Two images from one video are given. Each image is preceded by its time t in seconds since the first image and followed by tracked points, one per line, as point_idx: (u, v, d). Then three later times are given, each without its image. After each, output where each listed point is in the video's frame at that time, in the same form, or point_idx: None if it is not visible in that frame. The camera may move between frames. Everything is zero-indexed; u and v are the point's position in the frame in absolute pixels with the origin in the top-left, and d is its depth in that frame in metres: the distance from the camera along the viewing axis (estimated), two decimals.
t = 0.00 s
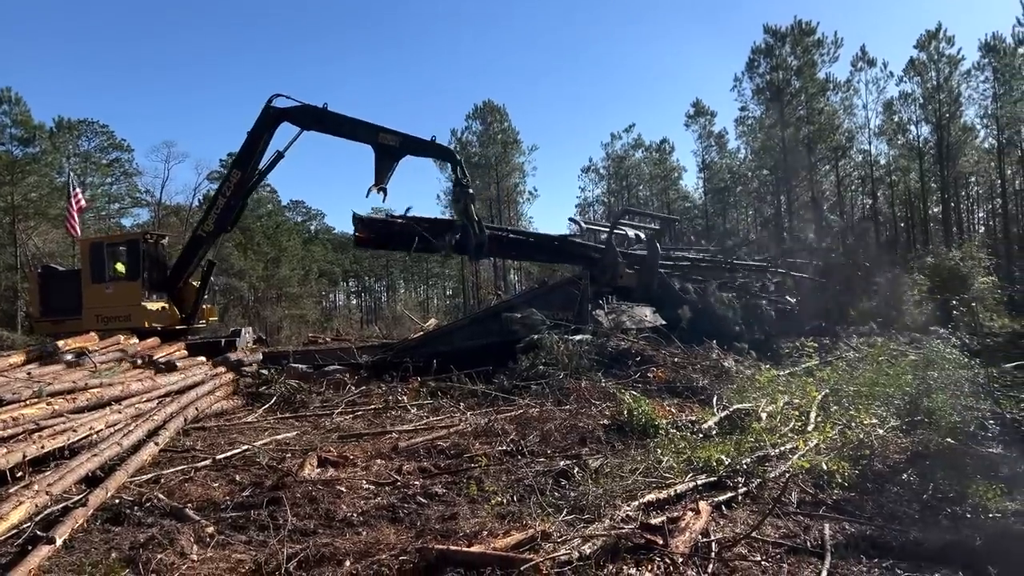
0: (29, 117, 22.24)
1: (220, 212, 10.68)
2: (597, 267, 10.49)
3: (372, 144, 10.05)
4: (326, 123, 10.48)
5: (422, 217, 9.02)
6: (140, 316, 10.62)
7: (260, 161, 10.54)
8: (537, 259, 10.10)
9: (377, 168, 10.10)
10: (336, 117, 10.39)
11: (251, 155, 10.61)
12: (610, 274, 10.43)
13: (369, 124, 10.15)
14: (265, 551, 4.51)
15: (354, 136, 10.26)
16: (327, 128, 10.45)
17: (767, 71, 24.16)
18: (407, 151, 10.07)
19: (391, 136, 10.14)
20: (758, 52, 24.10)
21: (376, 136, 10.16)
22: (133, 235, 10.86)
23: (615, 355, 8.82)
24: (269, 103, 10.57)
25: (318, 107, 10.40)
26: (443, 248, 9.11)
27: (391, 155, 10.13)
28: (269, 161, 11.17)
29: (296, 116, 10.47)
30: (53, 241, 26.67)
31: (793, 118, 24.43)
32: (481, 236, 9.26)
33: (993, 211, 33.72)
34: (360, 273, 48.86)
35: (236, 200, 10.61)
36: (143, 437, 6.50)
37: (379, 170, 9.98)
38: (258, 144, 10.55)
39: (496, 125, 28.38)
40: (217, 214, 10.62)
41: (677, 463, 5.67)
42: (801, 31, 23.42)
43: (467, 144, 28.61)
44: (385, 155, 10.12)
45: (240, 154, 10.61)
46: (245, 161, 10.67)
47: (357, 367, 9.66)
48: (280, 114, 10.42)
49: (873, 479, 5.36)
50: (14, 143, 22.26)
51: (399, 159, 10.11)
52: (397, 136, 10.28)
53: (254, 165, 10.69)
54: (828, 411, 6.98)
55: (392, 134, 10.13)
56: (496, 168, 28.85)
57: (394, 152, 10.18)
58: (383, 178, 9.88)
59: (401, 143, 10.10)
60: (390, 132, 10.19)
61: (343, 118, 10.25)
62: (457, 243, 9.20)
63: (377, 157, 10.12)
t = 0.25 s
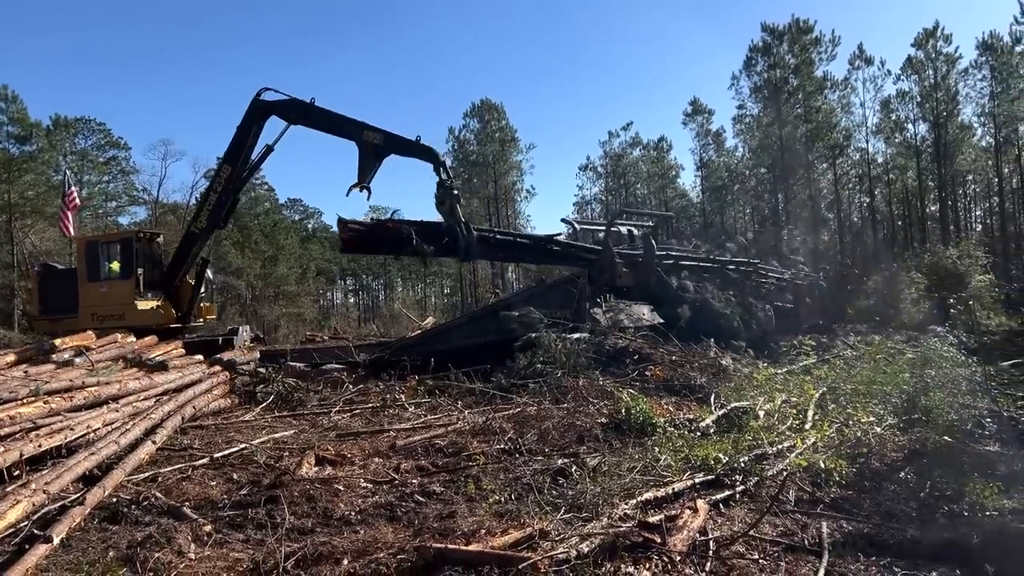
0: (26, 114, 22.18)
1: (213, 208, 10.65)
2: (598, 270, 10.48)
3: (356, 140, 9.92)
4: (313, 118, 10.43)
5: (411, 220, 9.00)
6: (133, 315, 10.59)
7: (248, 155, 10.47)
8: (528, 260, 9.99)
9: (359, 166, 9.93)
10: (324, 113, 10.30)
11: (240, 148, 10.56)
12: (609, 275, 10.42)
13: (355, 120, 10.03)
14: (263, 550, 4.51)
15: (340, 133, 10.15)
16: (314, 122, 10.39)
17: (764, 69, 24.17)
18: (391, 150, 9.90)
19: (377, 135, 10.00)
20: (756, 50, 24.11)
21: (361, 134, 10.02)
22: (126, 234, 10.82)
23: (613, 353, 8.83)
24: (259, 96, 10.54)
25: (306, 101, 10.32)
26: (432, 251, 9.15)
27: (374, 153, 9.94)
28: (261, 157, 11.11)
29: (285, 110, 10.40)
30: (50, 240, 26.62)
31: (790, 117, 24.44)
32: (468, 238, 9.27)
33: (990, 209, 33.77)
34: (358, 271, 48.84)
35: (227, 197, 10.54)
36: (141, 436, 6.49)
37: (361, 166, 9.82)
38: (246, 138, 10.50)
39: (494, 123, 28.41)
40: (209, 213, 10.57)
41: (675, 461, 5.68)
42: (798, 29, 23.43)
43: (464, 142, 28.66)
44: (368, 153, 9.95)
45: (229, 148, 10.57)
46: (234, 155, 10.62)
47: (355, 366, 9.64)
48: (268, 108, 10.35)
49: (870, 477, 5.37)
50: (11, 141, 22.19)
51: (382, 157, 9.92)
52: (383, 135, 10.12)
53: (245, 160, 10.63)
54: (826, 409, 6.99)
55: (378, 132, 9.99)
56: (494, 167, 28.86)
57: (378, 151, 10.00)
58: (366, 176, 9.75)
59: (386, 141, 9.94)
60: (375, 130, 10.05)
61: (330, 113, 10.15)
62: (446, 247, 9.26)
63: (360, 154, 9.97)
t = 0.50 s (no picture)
0: (22, 113, 22.12)
1: (205, 205, 10.46)
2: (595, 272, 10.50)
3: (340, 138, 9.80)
4: (300, 114, 10.29)
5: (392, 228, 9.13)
6: (127, 314, 10.55)
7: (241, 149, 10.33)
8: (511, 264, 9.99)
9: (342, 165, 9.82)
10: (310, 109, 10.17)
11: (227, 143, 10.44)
12: (605, 276, 10.42)
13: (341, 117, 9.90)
14: (260, 549, 4.50)
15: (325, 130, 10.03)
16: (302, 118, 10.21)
17: (762, 68, 24.17)
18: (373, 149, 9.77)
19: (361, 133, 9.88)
20: (754, 49, 24.10)
21: (345, 132, 9.90)
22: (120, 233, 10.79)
23: (611, 352, 8.83)
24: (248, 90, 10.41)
25: (293, 96, 10.18)
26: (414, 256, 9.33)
27: (357, 152, 9.82)
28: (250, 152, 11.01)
29: (271, 105, 10.27)
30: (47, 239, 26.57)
31: (788, 116, 24.44)
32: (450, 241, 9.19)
33: (987, 208, 33.82)
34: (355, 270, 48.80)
35: (219, 193, 10.35)
36: (138, 435, 6.48)
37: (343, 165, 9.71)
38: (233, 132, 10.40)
39: (491, 122, 28.39)
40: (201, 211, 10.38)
41: (673, 460, 5.68)
42: (796, 28, 23.42)
43: (462, 141, 28.66)
44: (351, 152, 9.83)
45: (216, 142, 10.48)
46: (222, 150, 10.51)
47: (353, 365, 9.64)
48: (256, 102, 10.23)
49: (868, 476, 5.37)
50: (8, 140, 22.13)
51: (365, 156, 9.80)
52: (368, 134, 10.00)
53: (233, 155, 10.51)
54: (823, 408, 7.00)
55: (362, 131, 9.87)
56: (492, 165, 28.84)
57: (362, 151, 9.87)
58: (349, 175, 9.66)
59: (370, 140, 9.81)
60: (359, 129, 9.92)
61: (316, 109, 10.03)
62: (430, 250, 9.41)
63: (343, 153, 9.85)
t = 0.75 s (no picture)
0: (19, 112, 22.06)
1: (196, 202, 10.39)
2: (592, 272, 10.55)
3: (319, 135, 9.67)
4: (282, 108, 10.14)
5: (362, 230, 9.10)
6: (120, 313, 10.49)
7: (229, 145, 10.21)
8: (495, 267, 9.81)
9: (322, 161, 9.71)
10: (292, 103, 10.01)
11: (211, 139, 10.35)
12: (603, 276, 10.47)
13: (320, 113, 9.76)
14: (257, 549, 4.49)
15: (305, 125, 9.90)
16: (285, 113, 10.04)
17: (759, 68, 24.20)
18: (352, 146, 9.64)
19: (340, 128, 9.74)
20: (752, 49, 24.12)
21: (325, 127, 9.77)
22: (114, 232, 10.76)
23: (609, 352, 8.83)
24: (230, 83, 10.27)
25: (274, 90, 10.02)
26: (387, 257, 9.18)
27: (336, 148, 9.70)
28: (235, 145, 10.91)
29: (253, 99, 10.13)
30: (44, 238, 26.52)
31: (786, 116, 24.48)
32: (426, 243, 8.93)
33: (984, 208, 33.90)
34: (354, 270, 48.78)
35: (207, 190, 10.26)
36: (135, 435, 6.47)
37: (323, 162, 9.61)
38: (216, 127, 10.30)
39: (489, 122, 28.39)
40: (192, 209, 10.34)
41: (671, 459, 5.68)
42: (794, 28, 23.46)
43: (460, 140, 28.64)
44: (331, 148, 9.71)
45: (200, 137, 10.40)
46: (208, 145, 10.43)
47: (350, 365, 9.62)
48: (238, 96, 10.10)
49: (865, 475, 5.37)
50: (4, 139, 22.07)
51: (344, 152, 9.68)
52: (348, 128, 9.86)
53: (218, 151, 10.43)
54: (820, 407, 7.01)
55: (341, 126, 9.72)
56: (490, 165, 28.82)
57: (341, 146, 9.75)
58: (328, 172, 9.54)
59: (349, 137, 9.68)
60: (339, 124, 9.77)
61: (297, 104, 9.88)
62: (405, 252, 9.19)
63: (323, 149, 9.74)
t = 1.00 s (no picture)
0: (17, 112, 22.01)
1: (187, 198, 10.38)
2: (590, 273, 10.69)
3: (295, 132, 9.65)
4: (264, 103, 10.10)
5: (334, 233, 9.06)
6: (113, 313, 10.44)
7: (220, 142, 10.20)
8: (473, 269, 10.32)
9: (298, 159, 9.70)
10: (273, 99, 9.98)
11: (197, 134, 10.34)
12: (601, 277, 10.55)
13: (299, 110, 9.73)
14: (254, 550, 4.49)
15: (283, 122, 9.88)
16: (267, 109, 9.99)
17: (757, 69, 24.21)
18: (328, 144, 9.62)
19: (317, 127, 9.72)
20: (750, 50, 24.12)
21: (302, 125, 9.75)
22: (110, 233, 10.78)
23: (606, 352, 8.84)
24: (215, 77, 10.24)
25: (256, 85, 9.98)
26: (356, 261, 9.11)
27: (312, 146, 9.69)
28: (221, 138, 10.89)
29: (235, 93, 10.09)
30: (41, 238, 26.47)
31: (784, 116, 24.51)
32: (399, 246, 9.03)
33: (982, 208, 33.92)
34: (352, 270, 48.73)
35: (198, 188, 10.26)
36: (133, 435, 6.46)
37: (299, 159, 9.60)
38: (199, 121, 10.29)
39: (487, 122, 28.40)
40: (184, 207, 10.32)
41: (669, 459, 5.67)
42: (792, 28, 23.46)
43: (458, 140, 28.61)
44: (307, 146, 9.69)
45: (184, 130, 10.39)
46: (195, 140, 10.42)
47: (348, 364, 9.62)
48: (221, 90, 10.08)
49: (863, 475, 5.37)
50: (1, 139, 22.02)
51: (319, 150, 9.66)
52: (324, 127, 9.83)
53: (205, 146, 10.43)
54: (818, 408, 7.01)
55: (318, 125, 9.70)
56: (488, 165, 28.82)
57: (317, 145, 9.73)
58: (304, 171, 9.53)
59: (325, 135, 9.65)
60: (316, 122, 9.74)
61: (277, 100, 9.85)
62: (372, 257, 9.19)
63: (299, 146, 9.72)
